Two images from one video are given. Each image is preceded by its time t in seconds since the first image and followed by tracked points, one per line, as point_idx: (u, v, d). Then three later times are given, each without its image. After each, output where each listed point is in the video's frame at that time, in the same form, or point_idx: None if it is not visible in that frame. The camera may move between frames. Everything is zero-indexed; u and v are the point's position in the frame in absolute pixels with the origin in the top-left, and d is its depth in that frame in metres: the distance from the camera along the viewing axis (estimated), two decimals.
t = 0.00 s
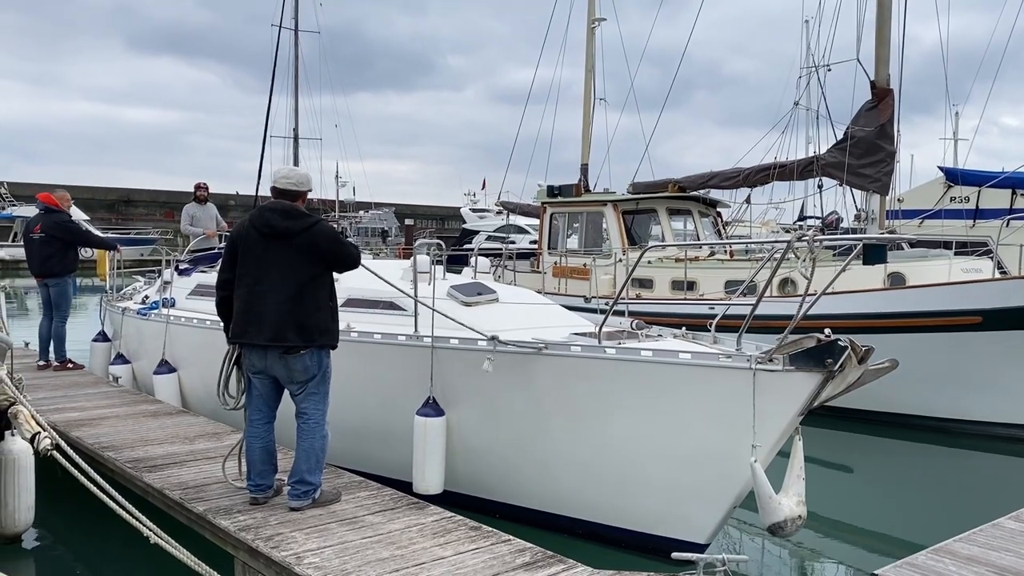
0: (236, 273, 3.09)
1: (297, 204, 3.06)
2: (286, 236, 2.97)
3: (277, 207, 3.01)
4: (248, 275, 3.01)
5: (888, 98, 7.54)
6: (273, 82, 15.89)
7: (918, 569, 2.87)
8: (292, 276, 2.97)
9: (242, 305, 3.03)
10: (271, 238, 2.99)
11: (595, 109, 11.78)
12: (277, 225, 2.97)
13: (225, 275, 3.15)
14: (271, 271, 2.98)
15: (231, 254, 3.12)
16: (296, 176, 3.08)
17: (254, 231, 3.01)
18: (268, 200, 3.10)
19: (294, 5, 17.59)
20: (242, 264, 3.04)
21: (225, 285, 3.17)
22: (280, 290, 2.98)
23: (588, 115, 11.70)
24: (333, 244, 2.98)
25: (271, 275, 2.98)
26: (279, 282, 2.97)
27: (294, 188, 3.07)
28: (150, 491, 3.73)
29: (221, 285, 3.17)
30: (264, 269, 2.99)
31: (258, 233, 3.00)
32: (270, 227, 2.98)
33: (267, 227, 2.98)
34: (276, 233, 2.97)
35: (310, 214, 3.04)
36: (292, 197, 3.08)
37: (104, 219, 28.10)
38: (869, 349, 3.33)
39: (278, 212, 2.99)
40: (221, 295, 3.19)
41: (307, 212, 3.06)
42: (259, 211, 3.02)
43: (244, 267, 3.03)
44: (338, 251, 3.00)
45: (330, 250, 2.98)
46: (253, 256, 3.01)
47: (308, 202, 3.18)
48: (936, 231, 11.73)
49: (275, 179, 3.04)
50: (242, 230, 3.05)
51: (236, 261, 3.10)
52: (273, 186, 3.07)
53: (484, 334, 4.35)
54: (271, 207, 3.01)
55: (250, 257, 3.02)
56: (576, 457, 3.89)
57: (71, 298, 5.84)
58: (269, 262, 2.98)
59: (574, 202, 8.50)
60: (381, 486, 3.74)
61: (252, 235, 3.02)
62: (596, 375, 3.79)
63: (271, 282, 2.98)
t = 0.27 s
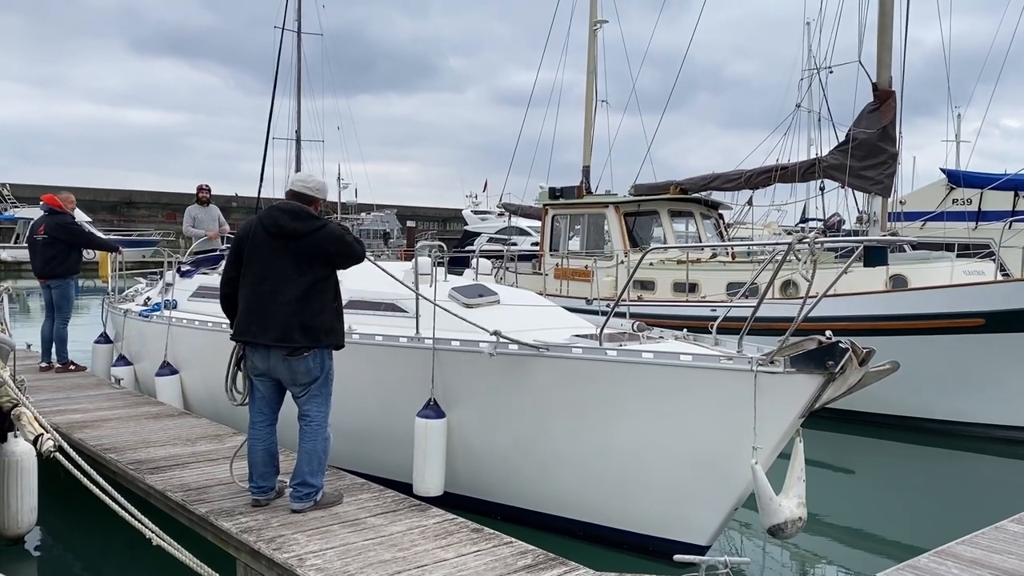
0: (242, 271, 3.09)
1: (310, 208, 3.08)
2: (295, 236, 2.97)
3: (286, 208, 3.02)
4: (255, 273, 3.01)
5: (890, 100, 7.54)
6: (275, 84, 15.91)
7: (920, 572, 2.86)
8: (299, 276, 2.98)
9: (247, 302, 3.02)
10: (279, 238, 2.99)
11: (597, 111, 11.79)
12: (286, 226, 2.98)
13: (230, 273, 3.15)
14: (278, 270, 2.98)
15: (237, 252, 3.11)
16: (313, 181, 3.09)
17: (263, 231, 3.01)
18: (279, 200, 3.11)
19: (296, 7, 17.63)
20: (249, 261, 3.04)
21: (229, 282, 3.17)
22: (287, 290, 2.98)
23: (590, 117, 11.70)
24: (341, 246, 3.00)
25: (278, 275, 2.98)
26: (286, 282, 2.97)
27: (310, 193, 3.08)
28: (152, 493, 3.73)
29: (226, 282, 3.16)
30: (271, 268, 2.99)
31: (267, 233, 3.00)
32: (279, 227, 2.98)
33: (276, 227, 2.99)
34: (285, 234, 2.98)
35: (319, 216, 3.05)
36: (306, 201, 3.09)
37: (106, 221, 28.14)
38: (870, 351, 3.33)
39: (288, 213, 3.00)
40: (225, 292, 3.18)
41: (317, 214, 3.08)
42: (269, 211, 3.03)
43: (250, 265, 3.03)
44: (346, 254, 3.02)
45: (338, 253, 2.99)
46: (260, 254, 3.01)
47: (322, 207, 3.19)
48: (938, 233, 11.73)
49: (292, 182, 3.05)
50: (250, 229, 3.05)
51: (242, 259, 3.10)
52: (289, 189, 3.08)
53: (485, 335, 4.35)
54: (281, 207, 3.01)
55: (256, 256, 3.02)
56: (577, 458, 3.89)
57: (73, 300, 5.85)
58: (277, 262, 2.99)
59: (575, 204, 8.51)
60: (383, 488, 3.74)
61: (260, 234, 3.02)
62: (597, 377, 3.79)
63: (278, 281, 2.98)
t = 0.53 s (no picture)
0: (246, 270, 3.09)
1: (320, 212, 3.07)
2: (301, 238, 2.98)
3: (294, 209, 3.02)
4: (259, 272, 3.01)
5: (891, 101, 7.53)
6: (277, 85, 15.92)
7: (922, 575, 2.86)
8: (303, 278, 2.98)
9: (250, 301, 3.02)
10: (285, 238, 3.00)
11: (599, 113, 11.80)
12: (293, 227, 2.98)
13: (235, 270, 3.15)
14: (282, 271, 2.98)
15: (244, 250, 3.12)
16: (325, 186, 3.09)
17: (269, 230, 3.02)
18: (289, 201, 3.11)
19: (298, 9, 17.66)
20: (254, 260, 3.04)
21: (234, 280, 3.17)
22: (290, 290, 2.98)
23: (591, 118, 11.71)
24: (347, 250, 3.00)
25: (282, 275, 2.98)
26: (290, 282, 2.97)
27: (322, 197, 3.08)
28: (153, 494, 3.74)
29: (231, 279, 3.17)
30: (276, 268, 2.99)
31: (274, 232, 3.01)
32: (285, 227, 2.99)
33: (283, 227, 2.99)
34: (291, 234, 2.98)
35: (328, 219, 3.05)
36: (315, 204, 3.09)
37: (108, 222, 28.19)
38: (871, 353, 3.34)
39: (296, 214, 3.00)
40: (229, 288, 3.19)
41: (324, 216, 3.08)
42: (277, 211, 3.04)
43: (255, 265, 3.03)
44: (352, 258, 3.01)
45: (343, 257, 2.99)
46: (266, 254, 3.02)
47: (332, 211, 3.19)
48: (939, 235, 11.72)
49: (303, 185, 3.04)
50: (258, 228, 3.06)
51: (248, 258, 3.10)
52: (301, 191, 3.07)
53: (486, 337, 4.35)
54: (289, 208, 3.02)
55: (262, 255, 3.02)
56: (577, 460, 3.89)
57: (75, 301, 5.86)
58: (281, 262, 2.99)
59: (577, 205, 8.51)
60: (384, 490, 3.73)
61: (266, 234, 3.02)
62: (598, 379, 3.78)
63: (282, 281, 2.98)
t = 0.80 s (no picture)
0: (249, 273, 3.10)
1: (317, 210, 3.08)
2: (302, 238, 2.98)
3: (295, 210, 3.03)
4: (262, 275, 3.02)
5: (893, 102, 7.53)
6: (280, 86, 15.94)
7: None
8: (306, 278, 2.98)
9: (254, 304, 3.02)
10: (286, 239, 3.00)
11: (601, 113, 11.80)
12: (294, 227, 2.99)
13: (238, 274, 3.15)
14: (285, 272, 2.99)
15: (246, 253, 3.12)
16: (320, 184, 3.10)
17: (270, 232, 3.02)
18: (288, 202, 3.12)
19: (301, 10, 17.70)
20: (256, 262, 3.05)
21: (237, 284, 3.17)
22: (294, 291, 2.99)
23: (594, 119, 11.71)
24: (348, 249, 3.00)
25: (285, 276, 2.99)
26: (293, 283, 2.98)
27: (317, 195, 3.09)
28: (154, 495, 3.74)
29: (233, 283, 3.17)
30: (279, 270, 2.99)
31: (275, 234, 3.02)
32: (286, 228, 2.99)
33: (283, 228, 3.00)
34: (292, 235, 2.98)
35: (327, 219, 3.06)
36: (312, 203, 3.10)
37: (110, 222, 28.23)
38: (871, 354, 3.34)
39: (296, 215, 3.01)
40: (232, 293, 3.19)
41: (325, 217, 3.09)
42: (277, 212, 3.05)
43: (258, 267, 3.04)
44: (353, 258, 3.01)
45: (345, 256, 2.99)
46: (267, 255, 3.02)
47: (329, 209, 3.19)
48: (941, 237, 11.71)
49: (298, 185, 3.06)
50: (259, 231, 3.07)
51: (250, 261, 3.10)
52: (297, 191, 3.08)
53: (487, 338, 4.35)
54: (289, 209, 3.03)
55: (264, 257, 3.03)
56: (578, 460, 3.89)
57: (77, 302, 5.87)
58: (284, 264, 2.99)
59: (579, 206, 8.51)
60: (386, 491, 3.73)
61: (267, 235, 3.03)
62: (600, 381, 3.78)
63: (285, 282, 2.99)
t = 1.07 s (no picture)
0: (235, 279, 3.11)
1: (298, 212, 3.07)
2: (281, 241, 2.97)
3: (273, 212, 3.02)
4: (245, 279, 3.02)
5: (882, 85, 7.52)
6: (268, 87, 15.85)
7: (929, 557, 2.85)
8: (287, 281, 2.97)
9: (239, 309, 3.03)
10: (266, 242, 2.99)
11: (591, 106, 11.77)
12: (272, 230, 2.98)
13: (226, 280, 3.17)
14: (267, 276, 2.98)
15: (231, 259, 3.13)
16: (299, 186, 3.09)
17: (251, 236, 3.02)
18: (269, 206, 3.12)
19: (287, 11, 17.62)
20: (240, 267, 3.05)
21: (226, 290, 3.19)
22: (276, 295, 2.98)
23: (585, 111, 11.68)
24: (326, 248, 2.96)
25: (266, 280, 2.98)
26: (274, 286, 2.97)
27: (296, 198, 3.09)
28: (156, 502, 3.72)
29: (222, 290, 3.19)
30: (260, 274, 2.99)
31: (255, 238, 3.01)
32: (265, 231, 2.99)
33: (262, 231, 2.99)
34: (270, 238, 2.98)
35: (306, 220, 3.03)
36: (293, 205, 3.09)
37: (103, 230, 28.10)
38: (861, 336, 3.34)
39: (274, 217, 3.00)
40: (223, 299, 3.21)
41: (305, 217, 3.06)
42: (256, 216, 3.04)
43: (241, 272, 3.04)
44: (331, 258, 2.97)
45: (323, 256, 2.96)
46: (249, 260, 3.02)
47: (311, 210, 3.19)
48: (935, 218, 11.72)
49: (277, 188, 3.06)
50: (241, 236, 3.07)
51: (236, 266, 3.11)
52: (276, 195, 3.08)
53: (482, 333, 4.35)
54: (268, 212, 3.02)
55: (246, 261, 3.03)
56: (576, 451, 3.88)
57: (73, 311, 5.85)
58: (265, 267, 2.99)
59: (572, 199, 8.49)
60: (388, 490, 3.73)
61: (248, 240, 3.03)
62: (595, 371, 3.77)
63: (267, 286, 2.98)
